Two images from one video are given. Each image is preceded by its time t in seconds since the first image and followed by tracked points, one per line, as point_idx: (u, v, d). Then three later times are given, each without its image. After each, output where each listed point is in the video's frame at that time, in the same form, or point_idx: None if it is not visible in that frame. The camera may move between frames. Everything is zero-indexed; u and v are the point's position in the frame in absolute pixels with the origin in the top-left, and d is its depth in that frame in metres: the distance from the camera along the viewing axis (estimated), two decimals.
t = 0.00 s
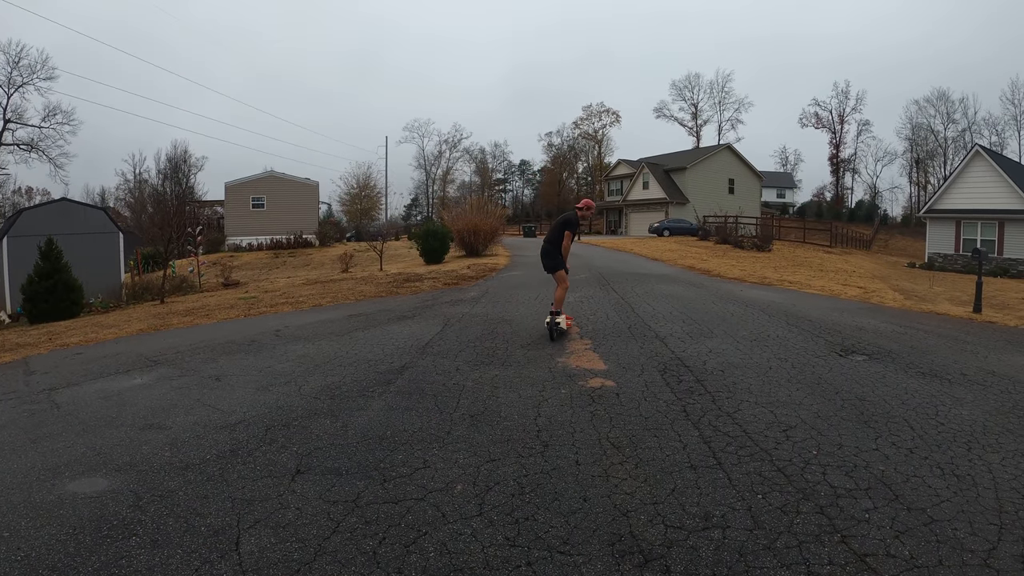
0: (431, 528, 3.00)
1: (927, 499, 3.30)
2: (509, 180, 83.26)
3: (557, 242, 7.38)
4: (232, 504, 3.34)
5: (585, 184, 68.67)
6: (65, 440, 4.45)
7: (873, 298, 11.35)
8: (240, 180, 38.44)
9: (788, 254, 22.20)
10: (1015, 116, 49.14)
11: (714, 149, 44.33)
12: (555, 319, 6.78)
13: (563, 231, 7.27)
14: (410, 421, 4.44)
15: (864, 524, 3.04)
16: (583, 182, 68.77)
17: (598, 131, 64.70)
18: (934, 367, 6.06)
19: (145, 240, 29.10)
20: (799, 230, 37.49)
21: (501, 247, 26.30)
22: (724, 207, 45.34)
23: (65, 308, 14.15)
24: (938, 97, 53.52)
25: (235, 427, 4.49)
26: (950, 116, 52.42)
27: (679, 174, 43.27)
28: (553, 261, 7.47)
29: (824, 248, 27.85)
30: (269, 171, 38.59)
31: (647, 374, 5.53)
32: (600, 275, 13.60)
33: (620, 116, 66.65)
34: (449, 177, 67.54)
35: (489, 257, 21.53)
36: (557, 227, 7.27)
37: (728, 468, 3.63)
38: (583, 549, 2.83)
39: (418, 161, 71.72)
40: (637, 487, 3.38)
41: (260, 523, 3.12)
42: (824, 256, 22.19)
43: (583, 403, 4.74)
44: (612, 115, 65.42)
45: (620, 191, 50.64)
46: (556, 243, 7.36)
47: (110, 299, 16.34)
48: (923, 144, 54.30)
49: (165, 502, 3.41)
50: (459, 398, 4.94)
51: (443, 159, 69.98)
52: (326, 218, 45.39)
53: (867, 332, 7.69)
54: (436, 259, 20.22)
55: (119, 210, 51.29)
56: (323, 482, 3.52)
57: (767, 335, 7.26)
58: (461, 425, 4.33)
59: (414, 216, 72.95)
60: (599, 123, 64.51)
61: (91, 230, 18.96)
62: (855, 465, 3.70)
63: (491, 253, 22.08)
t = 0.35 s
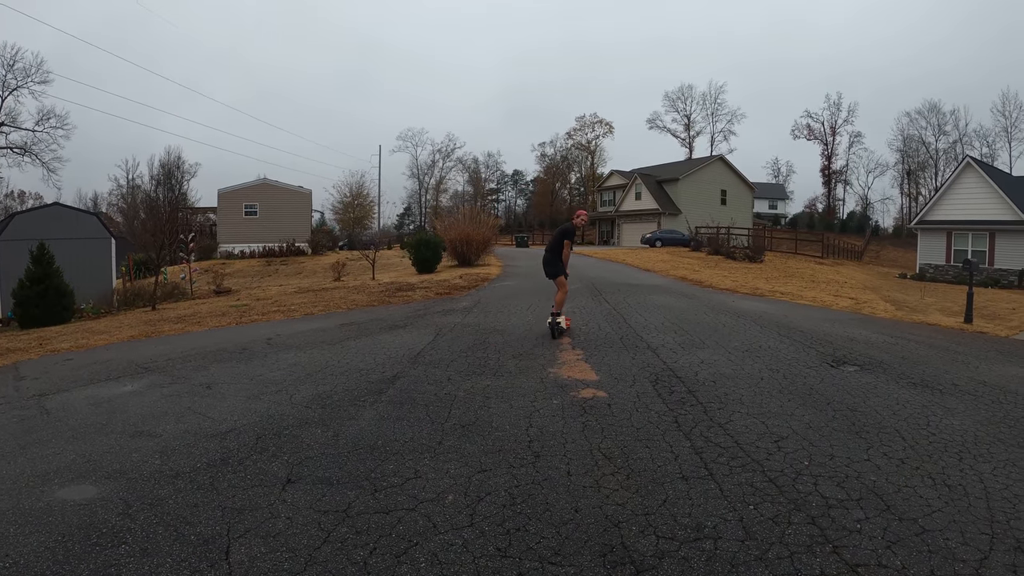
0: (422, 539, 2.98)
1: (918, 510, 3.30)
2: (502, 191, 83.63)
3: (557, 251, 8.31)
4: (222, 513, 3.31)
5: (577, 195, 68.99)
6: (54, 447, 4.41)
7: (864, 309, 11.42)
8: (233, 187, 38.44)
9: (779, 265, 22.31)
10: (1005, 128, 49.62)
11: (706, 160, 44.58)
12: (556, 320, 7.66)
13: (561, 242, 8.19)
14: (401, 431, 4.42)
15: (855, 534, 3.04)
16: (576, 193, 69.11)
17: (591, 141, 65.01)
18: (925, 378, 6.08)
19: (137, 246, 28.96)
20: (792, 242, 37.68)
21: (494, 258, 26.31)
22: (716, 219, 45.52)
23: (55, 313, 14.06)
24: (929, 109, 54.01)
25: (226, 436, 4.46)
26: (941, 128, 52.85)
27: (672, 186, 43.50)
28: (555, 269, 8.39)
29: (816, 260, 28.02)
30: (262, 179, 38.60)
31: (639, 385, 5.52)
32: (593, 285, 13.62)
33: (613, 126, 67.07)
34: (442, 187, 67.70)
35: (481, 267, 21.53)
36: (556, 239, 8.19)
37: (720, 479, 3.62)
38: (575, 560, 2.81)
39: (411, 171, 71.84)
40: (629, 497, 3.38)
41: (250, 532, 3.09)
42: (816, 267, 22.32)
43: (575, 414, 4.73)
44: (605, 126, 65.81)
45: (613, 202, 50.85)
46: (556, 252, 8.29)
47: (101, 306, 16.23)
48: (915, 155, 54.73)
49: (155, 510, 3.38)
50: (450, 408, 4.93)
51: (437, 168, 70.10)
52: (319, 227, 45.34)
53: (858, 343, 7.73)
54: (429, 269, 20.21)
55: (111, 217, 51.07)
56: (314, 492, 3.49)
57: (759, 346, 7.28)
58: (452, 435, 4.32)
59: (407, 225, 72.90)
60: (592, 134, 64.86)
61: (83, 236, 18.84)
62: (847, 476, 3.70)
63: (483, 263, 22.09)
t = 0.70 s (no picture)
0: (415, 553, 2.96)
1: (911, 519, 3.31)
2: (494, 203, 83.87)
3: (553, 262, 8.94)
4: (214, 527, 3.27)
5: (569, 206, 69.34)
6: (44, 459, 4.38)
7: (856, 319, 11.48)
8: (225, 198, 38.39)
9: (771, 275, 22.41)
10: (994, 138, 50.18)
11: (697, 172, 44.83)
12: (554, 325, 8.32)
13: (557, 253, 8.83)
14: (393, 444, 4.40)
15: (849, 545, 3.03)
16: (568, 205, 69.48)
17: (582, 153, 65.25)
18: (918, 388, 6.09)
19: (129, 256, 28.81)
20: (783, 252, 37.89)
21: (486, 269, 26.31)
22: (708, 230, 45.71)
23: (46, 323, 13.97)
24: (919, 119, 54.56)
25: (218, 449, 4.42)
26: (931, 138, 53.34)
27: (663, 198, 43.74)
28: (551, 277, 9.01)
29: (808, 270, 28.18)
30: (254, 190, 38.58)
31: (631, 398, 5.52)
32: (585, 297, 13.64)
33: (605, 138, 67.47)
34: (434, 198, 67.74)
35: (473, 278, 21.51)
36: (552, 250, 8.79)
37: (713, 491, 3.62)
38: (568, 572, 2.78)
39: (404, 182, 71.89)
40: (621, 511, 3.36)
41: (242, 546, 3.06)
42: (808, 277, 22.43)
43: (567, 427, 4.73)
44: (597, 138, 66.19)
45: (604, 214, 51.07)
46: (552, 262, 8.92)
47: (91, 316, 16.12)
48: (905, 165, 55.20)
49: (146, 524, 3.34)
50: (442, 421, 4.91)
51: (429, 180, 70.30)
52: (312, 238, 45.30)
53: (850, 353, 7.76)
54: (421, 280, 20.20)
55: (102, 228, 50.89)
56: (306, 506, 3.47)
57: (751, 357, 7.30)
58: (444, 449, 4.30)
59: (399, 237, 72.77)
60: (584, 145, 65.19)
61: (75, 246, 18.76)
62: (840, 487, 3.70)
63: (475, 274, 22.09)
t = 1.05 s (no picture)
0: (402, 561, 2.94)
1: (899, 522, 3.33)
2: (481, 209, 83.99)
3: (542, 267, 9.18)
4: (199, 537, 3.24)
5: (557, 212, 69.58)
6: (25, 469, 4.32)
7: (842, 323, 11.59)
8: (210, 205, 38.12)
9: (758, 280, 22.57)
10: (976, 143, 50.99)
11: (684, 178, 45.07)
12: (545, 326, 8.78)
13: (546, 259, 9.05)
14: (380, 453, 4.38)
15: (838, 549, 3.04)
16: (554, 211, 69.72)
17: (569, 159, 65.31)
18: (902, 390, 6.16)
19: (114, 264, 28.51)
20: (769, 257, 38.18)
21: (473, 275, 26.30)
22: (694, 235, 45.96)
23: (31, 331, 13.81)
24: (902, 124, 55.25)
25: (202, 458, 4.38)
26: (915, 143, 54.02)
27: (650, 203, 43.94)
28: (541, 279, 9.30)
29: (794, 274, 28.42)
30: (240, 197, 38.40)
31: (618, 404, 5.52)
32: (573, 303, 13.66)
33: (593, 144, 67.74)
34: (421, 205, 67.65)
35: (461, 285, 21.48)
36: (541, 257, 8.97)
37: (701, 497, 3.63)
38: None
39: (391, 189, 71.72)
40: (610, 517, 3.36)
41: (228, 557, 3.02)
42: (795, 281, 22.62)
43: (554, 434, 4.72)
44: (583, 145, 66.50)
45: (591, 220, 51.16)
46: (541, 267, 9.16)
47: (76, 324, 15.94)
48: (889, 170, 55.86)
49: (131, 534, 3.30)
50: (429, 429, 4.89)
51: (416, 187, 70.30)
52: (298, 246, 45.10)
53: (834, 357, 7.84)
54: (408, 287, 20.16)
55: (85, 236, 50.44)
56: (293, 516, 3.43)
57: (737, 362, 7.34)
58: (431, 457, 4.28)
59: (386, 244, 72.45)
60: (571, 151, 65.38)
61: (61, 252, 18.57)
62: (828, 491, 3.72)
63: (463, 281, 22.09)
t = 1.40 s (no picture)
0: (403, 564, 2.93)
1: (901, 522, 3.32)
2: (481, 211, 84.03)
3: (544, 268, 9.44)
4: (200, 540, 3.23)
5: (557, 213, 69.61)
6: (25, 471, 4.32)
7: (843, 323, 11.58)
8: (211, 206, 38.10)
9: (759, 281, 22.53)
10: (976, 143, 50.95)
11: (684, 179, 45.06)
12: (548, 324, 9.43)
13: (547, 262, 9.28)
14: (381, 455, 4.37)
15: (840, 550, 3.04)
16: (554, 212, 69.75)
17: (570, 160, 65.39)
18: (905, 391, 6.13)
19: (115, 266, 28.53)
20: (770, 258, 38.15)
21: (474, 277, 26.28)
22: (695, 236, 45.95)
23: (31, 333, 13.81)
24: (903, 124, 55.22)
25: (202, 461, 4.38)
26: (915, 143, 53.99)
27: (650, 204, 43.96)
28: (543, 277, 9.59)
29: (795, 275, 28.37)
30: (241, 199, 38.39)
31: (619, 405, 5.52)
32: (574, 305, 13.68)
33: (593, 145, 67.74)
34: (421, 207, 67.66)
35: (462, 287, 21.49)
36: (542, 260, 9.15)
37: (702, 498, 3.62)
38: None
39: (391, 191, 71.73)
40: (611, 519, 3.36)
41: (229, 559, 3.02)
42: (796, 282, 22.57)
43: (556, 435, 4.72)
44: (584, 146, 66.54)
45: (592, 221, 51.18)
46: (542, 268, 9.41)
47: (76, 326, 15.94)
48: (889, 170, 55.84)
49: (131, 537, 3.29)
50: (429, 431, 4.88)
51: (417, 188, 70.34)
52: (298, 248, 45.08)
53: (836, 357, 7.82)
54: (408, 289, 20.15)
55: (87, 238, 50.51)
56: (293, 518, 3.43)
57: (739, 363, 7.33)
58: (432, 459, 4.28)
59: (386, 245, 72.47)
60: (571, 153, 65.38)
61: (61, 255, 18.57)
62: (829, 492, 3.71)
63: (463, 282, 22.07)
